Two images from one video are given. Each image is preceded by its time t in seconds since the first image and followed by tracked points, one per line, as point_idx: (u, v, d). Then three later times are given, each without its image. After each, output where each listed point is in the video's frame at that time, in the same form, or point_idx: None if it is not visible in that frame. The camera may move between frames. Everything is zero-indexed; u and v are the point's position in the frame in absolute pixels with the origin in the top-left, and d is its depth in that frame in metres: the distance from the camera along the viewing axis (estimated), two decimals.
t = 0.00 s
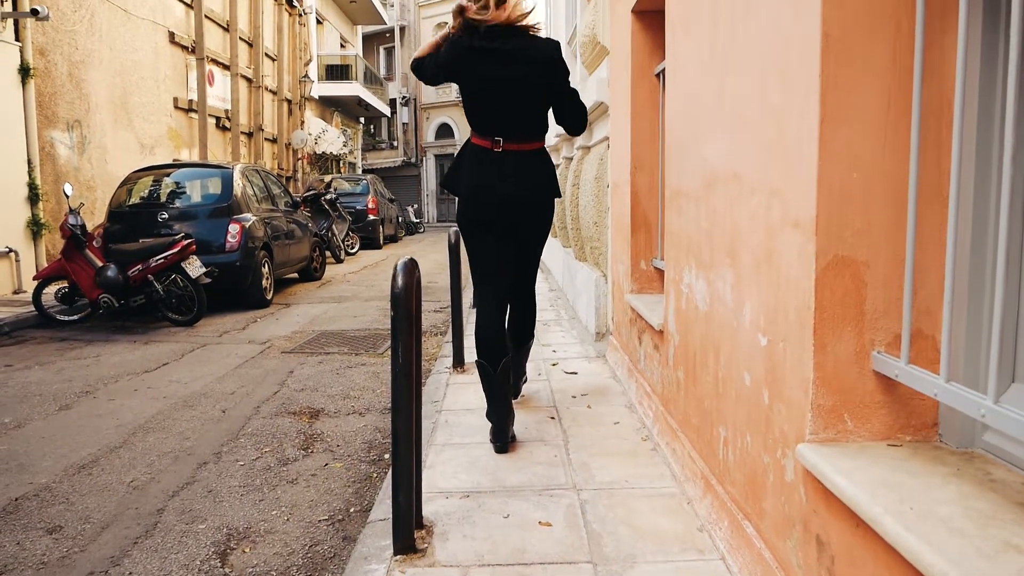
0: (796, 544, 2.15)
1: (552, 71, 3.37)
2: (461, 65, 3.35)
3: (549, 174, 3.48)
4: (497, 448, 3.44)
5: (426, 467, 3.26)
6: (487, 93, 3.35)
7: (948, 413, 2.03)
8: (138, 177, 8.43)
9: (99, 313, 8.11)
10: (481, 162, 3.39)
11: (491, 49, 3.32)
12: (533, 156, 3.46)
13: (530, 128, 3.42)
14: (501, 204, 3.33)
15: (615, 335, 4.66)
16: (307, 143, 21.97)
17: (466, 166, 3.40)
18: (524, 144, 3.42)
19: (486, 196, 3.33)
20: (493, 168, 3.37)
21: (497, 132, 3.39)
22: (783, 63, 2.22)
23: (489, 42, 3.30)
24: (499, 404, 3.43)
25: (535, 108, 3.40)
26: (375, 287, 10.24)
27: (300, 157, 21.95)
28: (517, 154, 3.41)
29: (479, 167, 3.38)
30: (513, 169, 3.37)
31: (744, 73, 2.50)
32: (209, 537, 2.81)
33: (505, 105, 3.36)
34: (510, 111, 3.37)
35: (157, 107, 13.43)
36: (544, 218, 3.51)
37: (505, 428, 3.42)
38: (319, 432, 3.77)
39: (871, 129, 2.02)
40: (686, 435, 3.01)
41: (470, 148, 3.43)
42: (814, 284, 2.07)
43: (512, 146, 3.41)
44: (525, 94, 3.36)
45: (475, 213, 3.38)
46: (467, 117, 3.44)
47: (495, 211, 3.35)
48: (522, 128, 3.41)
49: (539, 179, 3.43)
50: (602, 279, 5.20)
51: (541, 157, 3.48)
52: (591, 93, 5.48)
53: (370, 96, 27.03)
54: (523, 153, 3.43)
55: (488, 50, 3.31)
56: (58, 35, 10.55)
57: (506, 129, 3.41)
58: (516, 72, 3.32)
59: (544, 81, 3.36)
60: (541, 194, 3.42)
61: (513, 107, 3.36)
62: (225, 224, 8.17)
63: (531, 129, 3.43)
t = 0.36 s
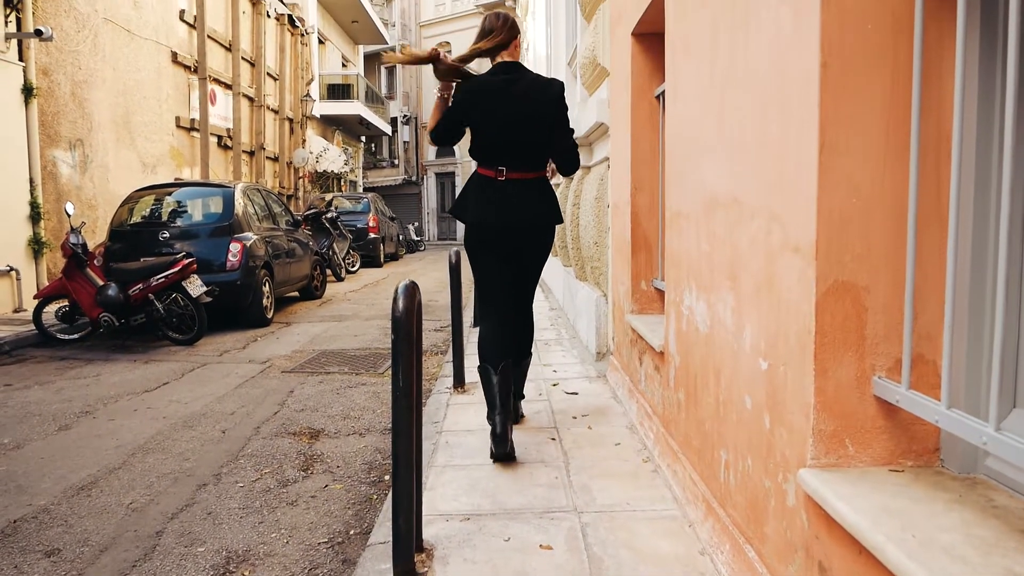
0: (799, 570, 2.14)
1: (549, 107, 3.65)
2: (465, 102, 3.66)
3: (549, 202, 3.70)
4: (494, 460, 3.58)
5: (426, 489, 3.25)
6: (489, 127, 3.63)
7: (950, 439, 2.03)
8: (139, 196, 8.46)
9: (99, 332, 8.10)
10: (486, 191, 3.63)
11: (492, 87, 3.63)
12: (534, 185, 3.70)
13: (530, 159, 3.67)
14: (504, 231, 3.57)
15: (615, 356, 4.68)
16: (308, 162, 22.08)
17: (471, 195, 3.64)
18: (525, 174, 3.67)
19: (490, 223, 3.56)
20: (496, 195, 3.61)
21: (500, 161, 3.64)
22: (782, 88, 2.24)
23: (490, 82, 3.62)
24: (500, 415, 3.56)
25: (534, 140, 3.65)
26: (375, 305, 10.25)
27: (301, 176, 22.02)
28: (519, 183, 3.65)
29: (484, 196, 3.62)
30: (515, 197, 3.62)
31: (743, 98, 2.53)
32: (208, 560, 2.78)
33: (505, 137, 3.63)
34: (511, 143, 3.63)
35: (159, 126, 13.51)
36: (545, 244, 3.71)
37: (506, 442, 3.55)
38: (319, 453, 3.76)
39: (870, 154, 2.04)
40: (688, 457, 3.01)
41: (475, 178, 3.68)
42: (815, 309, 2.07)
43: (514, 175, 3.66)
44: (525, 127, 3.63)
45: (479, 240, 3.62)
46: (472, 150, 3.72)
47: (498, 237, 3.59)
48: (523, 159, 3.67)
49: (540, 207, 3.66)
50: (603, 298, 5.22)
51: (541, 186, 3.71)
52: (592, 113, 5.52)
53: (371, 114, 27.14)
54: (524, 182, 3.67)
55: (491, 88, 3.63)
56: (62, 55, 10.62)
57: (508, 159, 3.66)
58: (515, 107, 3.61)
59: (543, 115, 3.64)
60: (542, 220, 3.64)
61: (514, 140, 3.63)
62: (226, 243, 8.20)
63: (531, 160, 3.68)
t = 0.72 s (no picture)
0: None
1: (550, 122, 3.92)
2: (471, 119, 3.94)
3: (550, 212, 3.97)
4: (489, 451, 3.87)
5: (427, 507, 3.24)
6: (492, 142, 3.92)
7: (952, 459, 2.03)
8: (142, 211, 8.48)
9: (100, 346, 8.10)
10: (489, 201, 3.91)
11: (495, 104, 3.91)
12: (535, 196, 3.96)
13: (530, 172, 3.92)
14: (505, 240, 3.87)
15: (616, 372, 4.68)
16: (309, 176, 22.14)
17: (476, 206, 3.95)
18: (526, 184, 3.92)
19: (492, 233, 3.87)
20: (498, 205, 3.89)
21: (501, 173, 3.91)
22: (781, 108, 2.25)
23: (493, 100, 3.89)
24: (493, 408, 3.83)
25: (535, 153, 3.92)
26: (376, 320, 10.25)
27: (302, 190, 22.06)
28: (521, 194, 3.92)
29: (487, 207, 3.92)
30: (515, 208, 3.88)
31: (743, 116, 2.54)
32: None
33: (507, 152, 3.90)
34: (513, 156, 3.90)
35: (162, 140, 13.57)
36: (544, 252, 3.98)
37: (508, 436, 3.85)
38: (320, 469, 3.75)
39: (871, 173, 2.04)
40: (690, 474, 3.00)
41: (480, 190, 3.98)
42: (817, 329, 2.06)
43: (516, 186, 3.92)
44: (527, 141, 3.90)
45: (484, 248, 3.94)
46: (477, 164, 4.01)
47: (501, 246, 3.88)
48: (525, 171, 3.92)
49: (539, 217, 3.92)
50: (604, 314, 5.23)
51: (544, 196, 3.97)
52: (593, 128, 5.53)
53: (372, 128, 27.19)
54: (526, 193, 3.93)
55: (494, 107, 3.91)
56: (65, 70, 10.68)
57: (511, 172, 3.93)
58: (517, 123, 3.89)
59: (544, 130, 3.91)
60: (541, 229, 3.90)
61: (515, 154, 3.90)
62: (228, 258, 8.22)
63: (533, 172, 3.93)
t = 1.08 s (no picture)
0: None
1: (552, 136, 4.02)
2: (477, 133, 4.10)
3: (553, 222, 4.05)
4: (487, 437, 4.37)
5: (429, 524, 3.23)
6: (497, 155, 4.06)
7: (957, 479, 2.01)
8: (145, 225, 8.50)
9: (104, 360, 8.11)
10: (494, 211, 4.06)
11: (499, 119, 4.05)
12: (539, 207, 4.05)
13: (532, 184, 4.03)
14: (507, 247, 3.97)
15: (619, 387, 4.68)
16: (313, 190, 22.20)
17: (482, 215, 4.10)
18: (528, 195, 4.03)
19: (495, 241, 4.00)
20: (501, 215, 4.03)
21: (505, 183, 4.05)
22: (783, 126, 2.25)
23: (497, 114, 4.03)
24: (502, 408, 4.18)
25: (538, 165, 4.02)
26: (379, 334, 10.26)
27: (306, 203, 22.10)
28: (524, 204, 4.03)
29: (492, 216, 4.06)
30: (516, 219, 4.00)
31: (745, 135, 2.54)
32: None
33: (511, 164, 4.04)
34: (516, 167, 4.03)
35: (166, 154, 13.63)
36: (547, 263, 4.03)
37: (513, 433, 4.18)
38: (322, 485, 3.74)
39: (873, 192, 2.03)
40: (693, 492, 2.99)
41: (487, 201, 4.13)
42: (820, 348, 2.05)
43: (519, 196, 4.03)
44: (529, 154, 4.02)
45: (488, 256, 4.07)
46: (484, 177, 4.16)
47: (503, 254, 4.00)
48: (528, 182, 4.02)
49: (540, 227, 4.00)
50: (607, 328, 5.23)
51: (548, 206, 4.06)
52: (596, 143, 5.54)
53: (376, 142, 27.25)
54: (530, 203, 4.04)
55: (499, 120, 4.06)
56: (71, 85, 10.75)
57: (515, 182, 4.06)
58: (520, 136, 4.02)
59: (546, 143, 4.01)
60: (542, 238, 3.98)
61: (519, 166, 4.03)
62: (231, 271, 8.25)
63: (536, 183, 4.03)
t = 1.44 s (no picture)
0: None
1: (553, 172, 4.10)
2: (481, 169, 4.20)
3: (554, 254, 4.12)
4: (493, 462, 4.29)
5: (429, 546, 3.21)
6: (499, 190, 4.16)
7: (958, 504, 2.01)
8: (147, 243, 8.52)
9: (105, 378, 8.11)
10: (496, 242, 4.15)
11: (502, 155, 4.15)
12: (540, 238, 4.13)
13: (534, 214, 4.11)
14: (508, 276, 4.05)
15: (620, 408, 4.67)
16: (315, 208, 22.27)
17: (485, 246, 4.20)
18: (529, 226, 4.11)
19: (497, 270, 4.08)
20: (504, 246, 4.12)
21: (507, 216, 4.15)
22: (782, 152, 2.27)
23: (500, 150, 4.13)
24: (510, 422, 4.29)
25: (539, 200, 4.10)
26: (380, 352, 10.25)
27: (308, 220, 22.16)
28: (525, 236, 4.12)
29: (495, 247, 4.15)
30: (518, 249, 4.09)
31: (745, 159, 2.56)
32: None
33: (513, 199, 4.14)
34: (517, 201, 4.12)
35: (169, 172, 13.70)
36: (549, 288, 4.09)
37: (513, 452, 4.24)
38: (323, 505, 3.73)
39: (872, 217, 2.04)
40: (694, 515, 2.98)
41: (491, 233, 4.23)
42: (821, 374, 2.05)
43: (520, 229, 4.12)
44: (531, 189, 4.11)
45: (491, 285, 4.17)
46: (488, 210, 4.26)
47: (505, 282, 4.08)
48: (529, 216, 4.11)
49: (541, 256, 4.06)
50: (608, 348, 5.25)
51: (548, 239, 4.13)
52: (598, 164, 5.57)
53: (378, 160, 27.36)
54: (532, 236, 4.13)
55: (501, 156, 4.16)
56: (75, 104, 10.83)
57: (517, 216, 4.15)
58: (521, 172, 4.11)
59: (546, 178, 4.10)
60: (542, 266, 4.04)
61: (520, 199, 4.12)
62: (232, 289, 8.27)
63: (537, 217, 4.11)
